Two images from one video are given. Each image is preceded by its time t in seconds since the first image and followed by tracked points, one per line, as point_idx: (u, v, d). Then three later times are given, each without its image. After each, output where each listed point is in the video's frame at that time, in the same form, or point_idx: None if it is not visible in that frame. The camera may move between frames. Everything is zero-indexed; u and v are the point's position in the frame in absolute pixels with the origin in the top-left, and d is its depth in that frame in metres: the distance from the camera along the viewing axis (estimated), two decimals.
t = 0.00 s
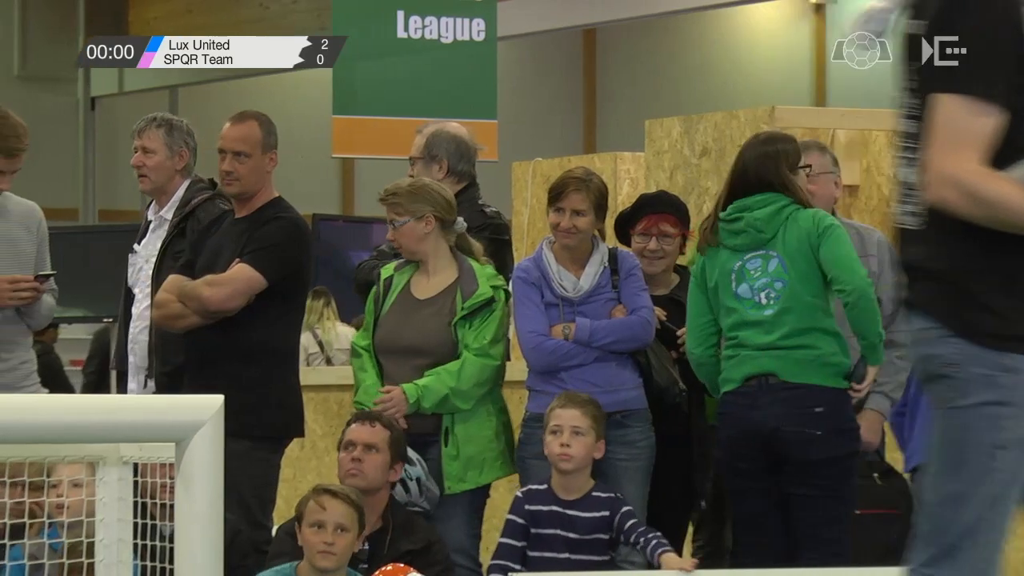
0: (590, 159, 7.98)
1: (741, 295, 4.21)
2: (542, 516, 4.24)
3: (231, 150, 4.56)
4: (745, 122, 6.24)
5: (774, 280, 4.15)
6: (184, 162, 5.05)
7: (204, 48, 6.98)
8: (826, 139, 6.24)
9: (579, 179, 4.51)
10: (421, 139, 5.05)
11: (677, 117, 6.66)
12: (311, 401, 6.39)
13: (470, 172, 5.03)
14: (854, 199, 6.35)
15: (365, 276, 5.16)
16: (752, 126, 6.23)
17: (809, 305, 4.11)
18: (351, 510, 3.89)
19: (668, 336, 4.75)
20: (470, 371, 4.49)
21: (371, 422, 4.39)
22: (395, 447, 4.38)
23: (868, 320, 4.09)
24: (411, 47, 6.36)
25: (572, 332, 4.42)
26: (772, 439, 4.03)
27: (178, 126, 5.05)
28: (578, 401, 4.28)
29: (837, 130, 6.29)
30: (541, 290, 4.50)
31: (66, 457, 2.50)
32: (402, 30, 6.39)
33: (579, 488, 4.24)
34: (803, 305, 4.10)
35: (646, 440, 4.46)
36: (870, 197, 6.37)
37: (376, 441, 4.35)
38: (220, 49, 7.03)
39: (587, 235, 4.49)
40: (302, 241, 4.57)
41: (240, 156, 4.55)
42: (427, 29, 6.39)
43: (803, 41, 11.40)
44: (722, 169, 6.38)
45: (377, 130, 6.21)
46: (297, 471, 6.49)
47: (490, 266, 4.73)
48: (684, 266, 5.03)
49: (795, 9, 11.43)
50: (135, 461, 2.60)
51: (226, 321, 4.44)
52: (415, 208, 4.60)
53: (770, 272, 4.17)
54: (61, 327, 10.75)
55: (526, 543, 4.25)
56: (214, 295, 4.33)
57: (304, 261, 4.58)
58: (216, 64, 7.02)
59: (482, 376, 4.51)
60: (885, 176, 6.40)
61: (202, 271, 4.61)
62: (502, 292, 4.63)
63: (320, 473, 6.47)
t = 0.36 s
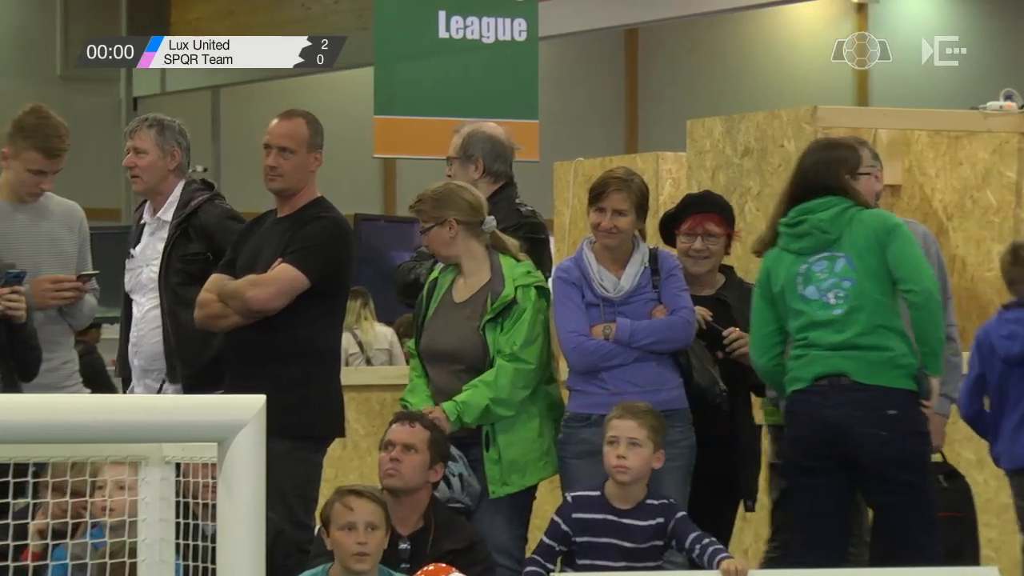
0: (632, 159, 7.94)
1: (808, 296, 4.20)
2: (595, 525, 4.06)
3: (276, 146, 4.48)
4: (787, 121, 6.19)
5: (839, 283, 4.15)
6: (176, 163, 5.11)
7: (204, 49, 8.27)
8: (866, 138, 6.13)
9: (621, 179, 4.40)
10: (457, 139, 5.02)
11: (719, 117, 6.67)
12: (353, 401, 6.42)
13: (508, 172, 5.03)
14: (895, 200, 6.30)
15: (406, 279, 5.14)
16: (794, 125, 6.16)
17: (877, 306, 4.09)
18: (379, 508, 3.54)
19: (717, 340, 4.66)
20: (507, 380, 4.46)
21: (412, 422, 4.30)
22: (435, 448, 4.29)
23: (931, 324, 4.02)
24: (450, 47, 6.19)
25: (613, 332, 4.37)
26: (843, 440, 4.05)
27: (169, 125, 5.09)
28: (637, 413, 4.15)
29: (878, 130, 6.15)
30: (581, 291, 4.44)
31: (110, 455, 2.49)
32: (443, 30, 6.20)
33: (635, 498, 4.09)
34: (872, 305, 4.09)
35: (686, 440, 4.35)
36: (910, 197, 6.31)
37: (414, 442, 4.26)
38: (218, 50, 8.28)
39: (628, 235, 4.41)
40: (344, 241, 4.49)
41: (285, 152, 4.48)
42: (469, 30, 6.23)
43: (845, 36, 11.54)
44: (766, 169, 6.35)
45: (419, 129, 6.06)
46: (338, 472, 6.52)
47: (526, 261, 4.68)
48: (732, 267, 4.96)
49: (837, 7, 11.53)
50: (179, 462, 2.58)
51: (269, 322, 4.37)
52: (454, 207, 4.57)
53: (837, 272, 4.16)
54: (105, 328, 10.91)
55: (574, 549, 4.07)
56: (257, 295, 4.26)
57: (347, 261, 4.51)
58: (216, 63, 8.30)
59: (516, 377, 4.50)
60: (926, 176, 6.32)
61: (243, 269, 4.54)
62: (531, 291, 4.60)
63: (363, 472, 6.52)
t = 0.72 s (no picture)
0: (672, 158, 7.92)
1: (919, 294, 4.06)
2: (640, 514, 3.96)
3: (317, 142, 4.35)
4: (827, 120, 6.12)
5: (951, 283, 4.00)
6: (145, 163, 4.83)
7: (206, 49, 8.55)
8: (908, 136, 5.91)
9: (658, 179, 4.34)
10: (492, 140, 5.02)
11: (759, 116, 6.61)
12: (391, 401, 6.41)
13: (543, 172, 5.02)
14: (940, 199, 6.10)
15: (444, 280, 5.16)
16: (834, 124, 6.09)
17: (989, 313, 3.93)
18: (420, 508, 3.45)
19: (764, 341, 4.59)
20: (537, 381, 4.40)
21: (454, 422, 4.18)
22: (477, 447, 4.17)
23: None
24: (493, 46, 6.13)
25: (649, 332, 4.34)
26: (931, 441, 3.95)
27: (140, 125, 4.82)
28: (696, 408, 4.10)
29: (919, 128, 5.94)
30: (617, 291, 4.40)
31: (153, 456, 2.45)
32: (483, 30, 6.16)
33: (683, 487, 4.00)
34: (980, 313, 3.93)
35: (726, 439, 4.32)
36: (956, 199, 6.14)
37: (457, 442, 4.13)
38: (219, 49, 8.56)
39: (665, 235, 4.35)
40: (382, 241, 4.33)
41: (325, 148, 4.34)
42: (508, 30, 6.18)
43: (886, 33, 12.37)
44: (805, 167, 6.30)
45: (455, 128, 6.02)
46: (379, 472, 6.60)
47: (541, 257, 4.58)
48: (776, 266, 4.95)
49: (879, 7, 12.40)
50: (219, 462, 2.55)
51: (311, 319, 4.24)
52: (477, 205, 4.54)
53: (950, 275, 4.00)
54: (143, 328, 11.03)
55: (617, 541, 3.96)
56: (295, 292, 4.14)
57: (384, 261, 4.36)
58: (217, 62, 8.60)
59: (537, 373, 4.42)
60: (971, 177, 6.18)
61: (281, 265, 4.40)
62: (540, 284, 4.47)
63: (402, 472, 6.57)
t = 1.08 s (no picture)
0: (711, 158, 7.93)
1: (999, 291, 4.05)
2: (684, 514, 3.98)
3: (358, 139, 4.18)
4: (865, 120, 6.13)
5: None
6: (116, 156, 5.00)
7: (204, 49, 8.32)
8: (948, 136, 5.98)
9: (694, 179, 4.33)
10: (554, 132, 4.86)
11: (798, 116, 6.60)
12: (429, 400, 6.44)
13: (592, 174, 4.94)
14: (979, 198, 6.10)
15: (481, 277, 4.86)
16: (872, 124, 6.10)
17: None
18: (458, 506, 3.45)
19: (798, 341, 4.58)
20: (538, 387, 4.29)
21: (502, 422, 4.13)
22: (522, 450, 4.13)
23: None
24: (534, 48, 5.97)
25: (685, 332, 4.31)
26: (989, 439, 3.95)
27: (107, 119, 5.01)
28: (712, 401, 4.10)
29: (959, 128, 6.01)
30: (654, 291, 4.38)
31: (189, 455, 2.47)
32: (521, 30, 6.00)
33: (723, 484, 4.02)
34: None
35: (761, 440, 4.32)
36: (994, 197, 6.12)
37: (504, 443, 4.09)
38: (219, 49, 8.34)
39: (700, 236, 4.33)
40: (420, 243, 4.16)
41: (365, 146, 4.17)
42: (547, 31, 6.02)
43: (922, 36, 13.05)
44: (844, 168, 6.29)
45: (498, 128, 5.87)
46: (417, 471, 6.55)
47: (549, 257, 4.43)
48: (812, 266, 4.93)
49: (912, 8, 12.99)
50: (259, 460, 2.56)
51: (348, 320, 4.08)
52: (491, 208, 4.48)
53: None
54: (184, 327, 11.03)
55: (666, 543, 3.98)
56: (334, 293, 3.99)
57: (423, 263, 4.19)
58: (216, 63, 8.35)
59: (536, 378, 4.29)
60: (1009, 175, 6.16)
61: (319, 265, 4.24)
62: (537, 285, 4.34)
63: (439, 471, 6.56)
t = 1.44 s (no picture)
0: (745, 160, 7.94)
1: None
2: (720, 518, 3.97)
3: (393, 141, 4.16)
4: (902, 120, 6.23)
5: None
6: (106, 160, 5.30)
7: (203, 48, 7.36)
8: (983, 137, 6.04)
9: (729, 179, 4.32)
10: (599, 132, 4.77)
11: (834, 116, 6.72)
12: (463, 401, 6.47)
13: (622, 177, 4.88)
14: (1014, 198, 6.09)
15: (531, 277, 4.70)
16: (909, 124, 6.20)
17: None
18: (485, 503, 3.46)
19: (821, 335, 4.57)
20: (533, 388, 4.32)
21: (541, 423, 4.09)
22: (559, 451, 4.11)
23: None
24: (568, 48, 5.94)
25: (723, 333, 4.28)
26: None
27: (100, 124, 5.30)
28: (733, 402, 4.09)
29: (996, 128, 6.06)
30: (690, 291, 4.35)
31: (230, 455, 2.47)
32: (558, 30, 5.96)
33: (751, 486, 4.00)
34: None
35: (796, 440, 4.32)
36: None
37: (544, 444, 4.05)
38: (218, 49, 7.39)
39: (737, 236, 4.31)
40: (456, 244, 4.14)
41: (400, 147, 4.16)
42: (582, 31, 5.98)
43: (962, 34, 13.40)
44: (880, 167, 6.40)
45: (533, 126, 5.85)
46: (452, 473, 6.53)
47: (564, 259, 4.44)
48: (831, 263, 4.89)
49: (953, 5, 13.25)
50: (296, 461, 2.55)
51: (385, 322, 4.05)
52: (527, 207, 4.52)
53: None
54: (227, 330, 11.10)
55: (703, 548, 3.97)
56: (372, 295, 3.95)
57: (459, 264, 4.17)
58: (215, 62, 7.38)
59: (532, 379, 4.32)
60: None
61: (353, 267, 4.22)
62: (537, 287, 4.37)
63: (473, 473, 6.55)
